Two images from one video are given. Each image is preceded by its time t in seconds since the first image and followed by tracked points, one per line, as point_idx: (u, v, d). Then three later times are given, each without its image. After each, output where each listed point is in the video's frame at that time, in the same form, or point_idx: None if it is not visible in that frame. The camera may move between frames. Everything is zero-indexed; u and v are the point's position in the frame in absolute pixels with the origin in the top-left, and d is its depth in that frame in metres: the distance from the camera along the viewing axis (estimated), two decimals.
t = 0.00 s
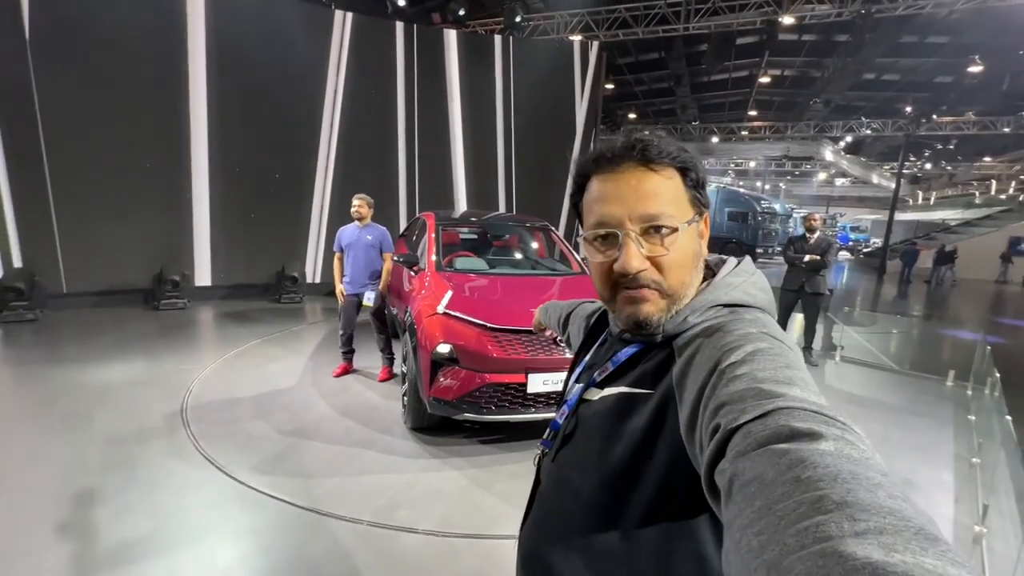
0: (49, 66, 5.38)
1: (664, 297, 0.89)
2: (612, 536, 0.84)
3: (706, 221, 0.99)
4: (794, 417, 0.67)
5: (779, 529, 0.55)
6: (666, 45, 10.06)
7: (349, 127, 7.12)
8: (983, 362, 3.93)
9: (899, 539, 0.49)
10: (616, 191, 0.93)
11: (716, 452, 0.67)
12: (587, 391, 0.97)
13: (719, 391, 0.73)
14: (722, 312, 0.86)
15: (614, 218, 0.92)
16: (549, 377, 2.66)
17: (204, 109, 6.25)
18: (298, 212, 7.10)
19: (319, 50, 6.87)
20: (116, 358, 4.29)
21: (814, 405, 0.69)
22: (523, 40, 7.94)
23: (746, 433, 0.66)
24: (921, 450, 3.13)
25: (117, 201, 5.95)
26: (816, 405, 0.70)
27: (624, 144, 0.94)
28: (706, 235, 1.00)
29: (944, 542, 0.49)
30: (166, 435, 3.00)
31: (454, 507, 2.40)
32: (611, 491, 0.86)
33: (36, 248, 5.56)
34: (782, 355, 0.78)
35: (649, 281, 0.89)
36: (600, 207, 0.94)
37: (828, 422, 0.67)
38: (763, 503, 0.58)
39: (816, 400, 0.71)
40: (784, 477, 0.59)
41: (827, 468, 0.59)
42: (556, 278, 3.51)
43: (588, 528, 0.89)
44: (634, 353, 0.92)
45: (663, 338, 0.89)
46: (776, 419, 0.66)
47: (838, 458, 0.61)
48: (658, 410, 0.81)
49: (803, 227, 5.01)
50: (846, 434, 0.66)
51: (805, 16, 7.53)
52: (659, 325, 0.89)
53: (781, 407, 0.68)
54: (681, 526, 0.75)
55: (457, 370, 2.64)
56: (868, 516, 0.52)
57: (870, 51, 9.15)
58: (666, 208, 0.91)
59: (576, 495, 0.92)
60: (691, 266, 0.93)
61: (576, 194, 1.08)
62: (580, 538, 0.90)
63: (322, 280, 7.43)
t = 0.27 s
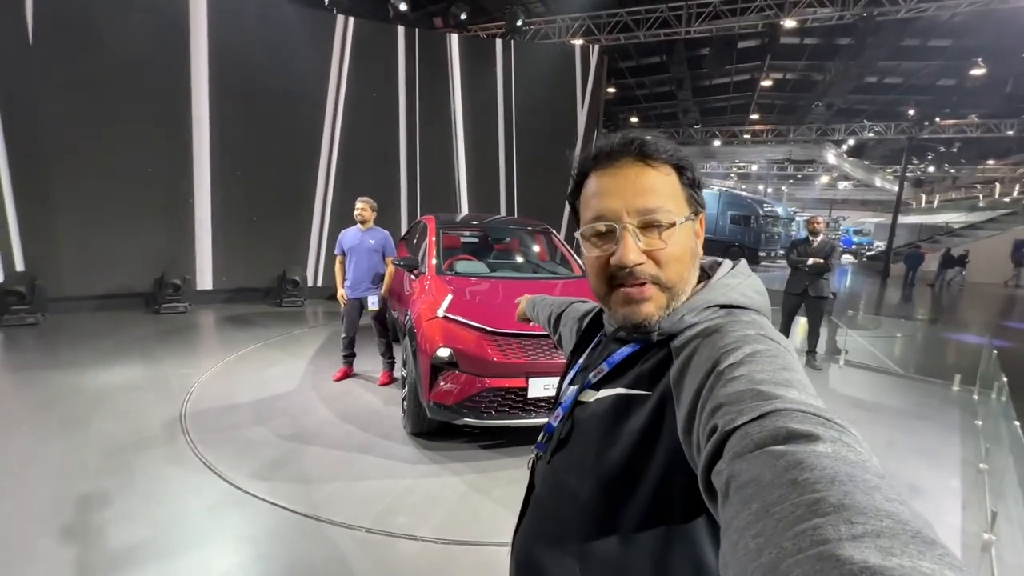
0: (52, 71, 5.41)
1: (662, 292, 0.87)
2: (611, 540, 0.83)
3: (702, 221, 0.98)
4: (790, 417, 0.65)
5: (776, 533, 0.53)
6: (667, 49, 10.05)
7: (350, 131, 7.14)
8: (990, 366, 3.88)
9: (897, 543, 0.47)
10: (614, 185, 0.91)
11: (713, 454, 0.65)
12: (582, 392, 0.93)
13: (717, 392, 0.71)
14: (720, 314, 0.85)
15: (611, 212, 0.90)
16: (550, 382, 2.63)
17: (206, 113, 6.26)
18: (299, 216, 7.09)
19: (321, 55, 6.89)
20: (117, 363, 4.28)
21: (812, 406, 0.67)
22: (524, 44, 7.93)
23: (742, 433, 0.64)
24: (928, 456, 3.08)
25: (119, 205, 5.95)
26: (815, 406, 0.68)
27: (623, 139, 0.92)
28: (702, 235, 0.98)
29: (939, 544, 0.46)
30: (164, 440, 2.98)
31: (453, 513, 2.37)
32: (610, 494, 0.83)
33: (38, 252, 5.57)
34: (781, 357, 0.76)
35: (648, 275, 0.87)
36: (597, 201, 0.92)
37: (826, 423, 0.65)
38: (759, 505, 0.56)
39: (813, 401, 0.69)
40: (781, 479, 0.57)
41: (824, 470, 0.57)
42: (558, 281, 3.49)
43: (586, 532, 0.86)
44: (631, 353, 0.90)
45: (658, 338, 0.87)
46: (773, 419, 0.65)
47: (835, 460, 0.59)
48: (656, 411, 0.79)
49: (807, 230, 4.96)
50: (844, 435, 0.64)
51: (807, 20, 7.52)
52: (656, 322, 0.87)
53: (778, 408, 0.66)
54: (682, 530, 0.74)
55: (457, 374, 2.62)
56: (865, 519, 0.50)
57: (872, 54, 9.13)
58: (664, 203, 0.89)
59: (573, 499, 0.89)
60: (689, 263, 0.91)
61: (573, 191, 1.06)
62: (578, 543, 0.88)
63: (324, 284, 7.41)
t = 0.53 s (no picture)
0: (62, 79, 5.47)
1: (660, 286, 0.87)
2: (617, 544, 0.81)
3: (705, 222, 0.97)
4: (789, 417, 0.64)
5: (772, 533, 0.53)
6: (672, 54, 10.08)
7: (356, 137, 7.19)
8: (1002, 370, 3.82)
9: (891, 544, 0.48)
10: (615, 179, 0.91)
11: (712, 454, 0.65)
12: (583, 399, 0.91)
13: (719, 393, 0.70)
14: (721, 317, 0.82)
15: (611, 204, 0.89)
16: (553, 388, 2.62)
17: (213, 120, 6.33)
18: (305, 222, 7.15)
19: (327, 62, 6.95)
20: (122, 368, 4.30)
21: (812, 406, 0.66)
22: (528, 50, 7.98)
23: (741, 434, 0.64)
24: (939, 462, 3.03)
25: (127, 211, 6.00)
26: (815, 405, 0.67)
27: (627, 135, 0.92)
28: (703, 236, 0.97)
29: (935, 546, 0.46)
30: (169, 445, 2.99)
31: (456, 520, 2.35)
32: (616, 500, 0.82)
33: (46, 257, 5.61)
34: (782, 356, 0.75)
35: (646, 268, 0.86)
36: (598, 195, 0.92)
37: (825, 422, 0.64)
38: (756, 504, 0.56)
39: (812, 400, 0.68)
40: (778, 479, 0.57)
41: (821, 470, 0.57)
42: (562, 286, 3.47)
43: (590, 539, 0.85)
44: (633, 357, 0.87)
45: (656, 339, 0.86)
46: (772, 419, 0.64)
47: (832, 459, 0.58)
48: (660, 415, 0.78)
49: (813, 234, 4.91)
50: (844, 434, 0.64)
51: (812, 23, 7.51)
52: (652, 319, 0.86)
53: (776, 408, 0.65)
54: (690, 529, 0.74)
55: (461, 379, 2.61)
56: (861, 519, 0.51)
57: (877, 58, 9.12)
58: (664, 198, 0.89)
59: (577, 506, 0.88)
60: (688, 260, 0.90)
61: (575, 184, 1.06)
62: (581, 549, 0.87)
63: (329, 289, 7.44)
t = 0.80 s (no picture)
0: (58, 81, 5.44)
1: (663, 264, 0.89)
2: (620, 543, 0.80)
3: (709, 212, 0.99)
4: (800, 412, 0.62)
5: (782, 531, 0.52)
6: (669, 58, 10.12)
7: (353, 140, 7.19)
8: (1002, 371, 3.82)
9: (905, 545, 0.46)
10: (623, 159, 0.94)
11: (721, 447, 0.64)
12: (585, 394, 0.89)
13: (727, 386, 0.68)
14: (728, 308, 0.81)
15: (618, 180, 0.92)
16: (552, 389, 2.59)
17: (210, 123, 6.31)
18: (302, 224, 7.13)
19: (324, 64, 6.94)
20: (117, 371, 4.25)
21: (823, 400, 0.64)
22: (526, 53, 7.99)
23: (751, 429, 0.62)
24: (939, 463, 3.03)
25: (123, 213, 5.97)
26: (825, 399, 0.65)
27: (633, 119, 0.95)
28: (707, 226, 0.98)
29: (950, 548, 0.45)
30: (163, 448, 2.96)
31: (454, 522, 2.32)
32: (618, 496, 0.81)
33: (41, 260, 5.57)
34: (792, 350, 0.73)
35: (650, 245, 0.88)
36: (605, 173, 0.95)
37: (836, 417, 0.62)
38: (766, 501, 0.55)
39: (825, 395, 0.66)
40: (788, 476, 0.56)
41: (833, 468, 0.55)
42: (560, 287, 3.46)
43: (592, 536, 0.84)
44: (636, 350, 0.85)
45: (658, 324, 0.86)
46: (783, 414, 0.62)
47: (844, 457, 0.57)
48: (667, 408, 0.76)
49: (811, 235, 4.91)
50: (854, 429, 0.62)
51: (808, 26, 7.54)
52: (655, 300, 0.88)
53: (787, 401, 0.64)
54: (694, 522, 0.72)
55: (458, 381, 2.59)
56: (873, 518, 0.49)
57: (873, 61, 9.15)
58: (671, 178, 0.91)
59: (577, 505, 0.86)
60: (691, 243, 0.92)
61: (584, 171, 1.09)
62: (583, 547, 0.85)
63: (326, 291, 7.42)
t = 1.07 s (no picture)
0: (57, 88, 5.44)
1: (658, 269, 0.86)
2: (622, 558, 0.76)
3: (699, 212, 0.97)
4: (808, 415, 0.59)
5: (780, 532, 0.49)
6: (667, 64, 10.15)
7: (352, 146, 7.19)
8: (1007, 377, 3.77)
9: (904, 554, 0.43)
10: (610, 164, 0.91)
11: (724, 444, 0.61)
12: (588, 401, 0.85)
13: (734, 384, 0.66)
14: (728, 310, 0.82)
15: (608, 185, 0.89)
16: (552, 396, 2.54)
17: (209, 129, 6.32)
18: (301, 231, 7.11)
19: (323, 71, 6.94)
20: (112, 378, 4.22)
21: (832, 405, 0.61)
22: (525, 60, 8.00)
23: (755, 428, 0.59)
24: (945, 471, 2.98)
25: (121, 220, 5.95)
26: (835, 405, 0.62)
27: (621, 123, 0.94)
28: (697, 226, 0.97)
29: (953, 561, 0.42)
30: (156, 457, 2.92)
31: (451, 533, 2.28)
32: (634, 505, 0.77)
33: (38, 267, 5.54)
34: (800, 354, 0.71)
35: (645, 251, 0.86)
36: (593, 179, 0.92)
37: (845, 423, 0.59)
38: (765, 502, 0.53)
39: (832, 401, 0.63)
40: (790, 478, 0.53)
41: (838, 473, 0.52)
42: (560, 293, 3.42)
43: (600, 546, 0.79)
44: (644, 352, 0.83)
45: (665, 325, 0.85)
46: (789, 416, 0.59)
47: (849, 462, 0.54)
48: (679, 408, 0.74)
49: (811, 240, 4.89)
50: (864, 436, 0.59)
51: (807, 32, 7.55)
52: (658, 301, 0.86)
53: (794, 402, 0.61)
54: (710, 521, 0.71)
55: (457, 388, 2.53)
56: (875, 526, 0.46)
57: (872, 68, 9.16)
58: (660, 180, 0.89)
59: (585, 513, 0.81)
60: (685, 245, 0.90)
61: (570, 176, 1.06)
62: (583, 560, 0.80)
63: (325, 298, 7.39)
